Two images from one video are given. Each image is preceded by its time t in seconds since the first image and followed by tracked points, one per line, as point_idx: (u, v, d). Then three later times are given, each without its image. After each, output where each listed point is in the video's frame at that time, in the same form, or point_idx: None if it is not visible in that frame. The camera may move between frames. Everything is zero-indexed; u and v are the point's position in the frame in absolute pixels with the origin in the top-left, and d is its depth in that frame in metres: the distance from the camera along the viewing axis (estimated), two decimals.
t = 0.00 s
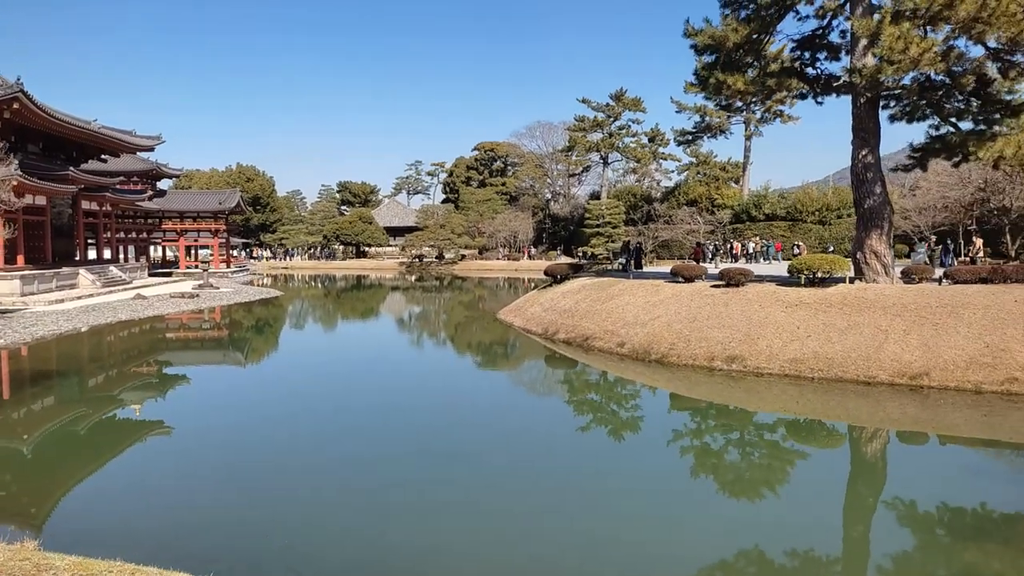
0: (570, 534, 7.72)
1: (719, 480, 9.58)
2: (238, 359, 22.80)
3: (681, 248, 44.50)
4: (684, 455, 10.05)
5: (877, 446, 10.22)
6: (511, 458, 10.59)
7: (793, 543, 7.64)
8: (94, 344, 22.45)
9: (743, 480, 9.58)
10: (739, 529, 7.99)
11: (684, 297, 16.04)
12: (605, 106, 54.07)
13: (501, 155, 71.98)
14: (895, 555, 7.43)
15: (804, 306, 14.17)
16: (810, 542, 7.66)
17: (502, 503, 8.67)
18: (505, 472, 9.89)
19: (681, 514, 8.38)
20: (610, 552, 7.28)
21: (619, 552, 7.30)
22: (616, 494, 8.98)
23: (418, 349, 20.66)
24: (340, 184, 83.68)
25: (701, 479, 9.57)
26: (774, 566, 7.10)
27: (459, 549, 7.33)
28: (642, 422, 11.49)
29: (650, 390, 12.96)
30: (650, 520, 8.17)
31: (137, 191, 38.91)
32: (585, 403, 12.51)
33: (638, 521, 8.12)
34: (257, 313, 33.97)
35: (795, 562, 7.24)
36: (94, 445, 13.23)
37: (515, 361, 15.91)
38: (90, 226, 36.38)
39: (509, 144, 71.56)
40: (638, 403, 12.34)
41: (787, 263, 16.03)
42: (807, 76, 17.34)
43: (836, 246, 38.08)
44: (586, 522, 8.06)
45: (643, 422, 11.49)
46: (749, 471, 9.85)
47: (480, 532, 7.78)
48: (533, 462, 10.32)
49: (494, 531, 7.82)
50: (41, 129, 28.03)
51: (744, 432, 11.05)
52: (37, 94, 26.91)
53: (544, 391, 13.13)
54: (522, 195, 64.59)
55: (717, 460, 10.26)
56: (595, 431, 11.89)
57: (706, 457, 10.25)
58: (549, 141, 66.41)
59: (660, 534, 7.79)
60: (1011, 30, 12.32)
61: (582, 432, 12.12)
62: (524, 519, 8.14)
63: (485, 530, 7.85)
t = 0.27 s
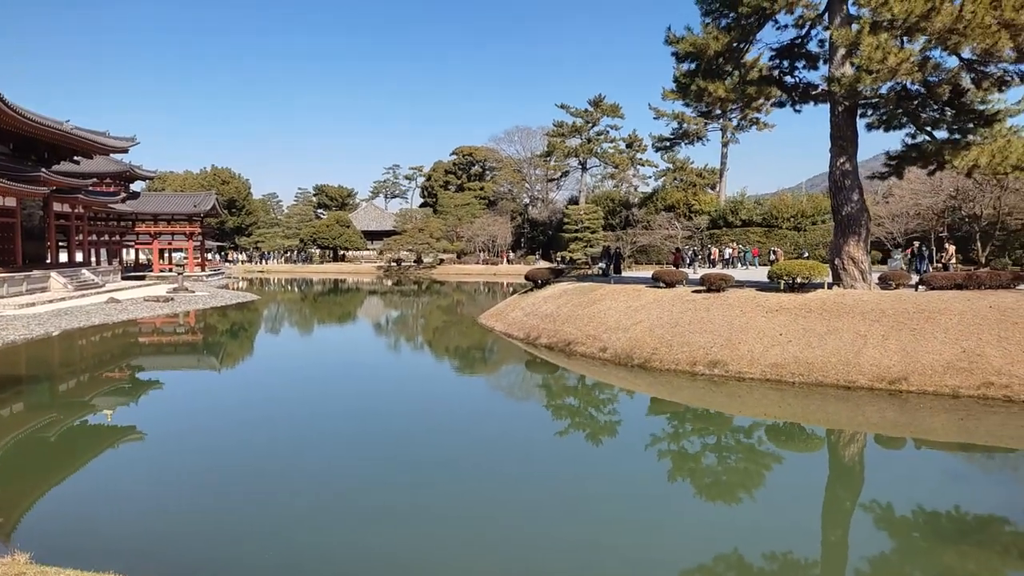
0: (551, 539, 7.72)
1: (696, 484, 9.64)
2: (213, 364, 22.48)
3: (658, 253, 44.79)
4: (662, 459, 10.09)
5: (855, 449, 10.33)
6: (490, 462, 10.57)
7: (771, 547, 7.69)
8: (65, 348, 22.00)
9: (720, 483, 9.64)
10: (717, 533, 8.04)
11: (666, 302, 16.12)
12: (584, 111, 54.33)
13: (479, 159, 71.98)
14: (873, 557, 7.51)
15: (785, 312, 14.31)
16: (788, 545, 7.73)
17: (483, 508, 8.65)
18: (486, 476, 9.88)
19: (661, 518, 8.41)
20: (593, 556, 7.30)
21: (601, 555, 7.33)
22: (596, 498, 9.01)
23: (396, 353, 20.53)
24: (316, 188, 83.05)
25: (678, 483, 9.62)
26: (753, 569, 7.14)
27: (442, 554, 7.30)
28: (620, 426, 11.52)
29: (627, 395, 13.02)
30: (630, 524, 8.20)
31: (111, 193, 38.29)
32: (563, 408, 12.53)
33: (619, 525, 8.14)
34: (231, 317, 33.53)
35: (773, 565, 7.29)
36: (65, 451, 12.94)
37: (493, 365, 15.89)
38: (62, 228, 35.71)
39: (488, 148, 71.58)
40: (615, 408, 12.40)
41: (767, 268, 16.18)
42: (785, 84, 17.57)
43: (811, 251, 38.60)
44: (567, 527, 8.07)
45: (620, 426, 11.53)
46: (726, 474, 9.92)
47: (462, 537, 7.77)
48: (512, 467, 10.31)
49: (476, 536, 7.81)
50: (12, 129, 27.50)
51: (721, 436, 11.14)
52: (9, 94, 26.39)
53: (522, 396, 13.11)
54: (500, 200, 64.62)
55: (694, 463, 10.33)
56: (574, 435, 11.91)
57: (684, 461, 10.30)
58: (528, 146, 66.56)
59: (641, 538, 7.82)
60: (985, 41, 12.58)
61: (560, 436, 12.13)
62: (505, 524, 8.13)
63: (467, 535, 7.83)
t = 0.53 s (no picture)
0: (538, 539, 7.74)
1: (677, 483, 9.66)
2: (190, 368, 22.16)
3: (638, 254, 44.99)
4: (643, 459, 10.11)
5: (837, 447, 10.42)
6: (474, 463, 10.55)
7: (755, 544, 7.74)
8: (37, 354, 21.59)
9: (701, 483, 9.68)
10: (700, 532, 8.08)
11: (650, 303, 16.16)
12: (563, 113, 54.45)
13: (458, 161, 71.87)
14: (854, 554, 7.58)
15: (767, 311, 14.41)
16: (771, 543, 7.78)
17: (468, 509, 8.63)
18: (470, 477, 9.87)
19: (643, 519, 8.42)
20: (578, 555, 7.32)
21: (588, 554, 7.35)
22: (580, 499, 9.02)
23: (376, 356, 20.38)
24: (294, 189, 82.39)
25: (659, 482, 9.65)
26: (735, 567, 7.18)
27: (428, 556, 7.28)
28: (601, 427, 11.54)
29: (608, 395, 13.05)
30: (616, 524, 8.21)
31: (85, 195, 37.68)
32: (544, 409, 12.52)
33: (604, 525, 8.16)
34: (208, 320, 33.10)
35: (756, 563, 7.33)
36: (39, 458, 12.68)
37: (473, 367, 15.85)
38: (34, 231, 35.07)
39: (467, 149, 71.50)
40: (597, 408, 12.42)
41: (749, 268, 16.30)
42: (765, 85, 17.73)
43: (788, 252, 39.01)
44: (552, 527, 8.07)
45: (601, 427, 11.54)
46: (706, 473, 9.96)
47: (448, 538, 7.75)
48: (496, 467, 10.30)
49: (463, 537, 7.79)
50: None
51: (700, 435, 11.22)
52: None
53: (503, 398, 13.08)
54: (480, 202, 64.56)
55: (675, 463, 10.36)
56: (555, 436, 11.90)
57: (664, 461, 10.34)
58: (507, 148, 66.60)
59: (626, 537, 7.85)
60: (962, 44, 12.77)
61: (541, 438, 12.12)
62: (492, 525, 8.13)
63: (455, 536, 7.83)
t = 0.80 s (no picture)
0: (527, 537, 7.73)
1: (664, 480, 9.68)
2: (174, 369, 21.92)
3: (625, 252, 45.13)
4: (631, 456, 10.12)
5: (825, 443, 10.47)
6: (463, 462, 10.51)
7: (743, 540, 7.77)
8: (17, 355, 21.27)
9: (688, 479, 9.71)
10: (689, 528, 8.10)
11: (640, 301, 16.18)
12: (549, 112, 54.44)
13: (443, 159, 71.67)
14: (842, 549, 7.63)
15: (756, 308, 14.47)
16: (759, 538, 7.81)
17: (457, 507, 8.60)
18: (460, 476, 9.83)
19: (632, 515, 8.43)
20: (569, 552, 7.32)
21: (579, 551, 7.35)
22: (570, 496, 9.02)
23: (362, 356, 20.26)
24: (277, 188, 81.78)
25: (647, 479, 9.67)
26: (724, 564, 7.20)
27: (418, 555, 7.25)
28: (589, 425, 11.54)
29: (595, 393, 13.07)
30: (605, 521, 8.21)
31: (65, 195, 37.17)
32: (531, 407, 12.51)
33: (594, 522, 8.16)
34: (191, 321, 32.78)
35: (744, 559, 7.36)
36: (21, 461, 12.47)
37: (460, 366, 15.80)
38: (14, 231, 34.56)
39: (452, 148, 71.32)
40: (584, 406, 12.43)
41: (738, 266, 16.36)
42: (752, 84, 17.82)
43: (773, 249, 39.28)
44: (542, 525, 8.05)
45: (589, 425, 11.54)
46: (693, 470, 9.98)
47: (438, 536, 7.73)
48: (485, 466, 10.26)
49: (452, 535, 7.77)
50: None
51: (687, 433, 11.24)
52: None
53: (491, 396, 13.05)
54: (465, 200, 64.43)
55: (663, 460, 10.39)
56: (542, 434, 11.88)
57: (652, 458, 10.36)
58: (492, 146, 66.50)
59: (615, 534, 7.86)
60: (948, 42, 12.86)
61: (528, 436, 12.10)
62: (482, 523, 8.11)
63: (444, 534, 7.80)
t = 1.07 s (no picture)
0: (515, 536, 7.66)
1: (650, 479, 9.65)
2: (156, 368, 21.62)
3: (611, 251, 45.19)
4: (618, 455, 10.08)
5: (813, 442, 10.48)
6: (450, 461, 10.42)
7: (732, 538, 7.75)
8: None
9: (674, 478, 9.69)
10: (678, 527, 8.07)
11: (629, 300, 16.16)
12: (535, 110, 54.36)
13: (429, 157, 71.41)
14: (830, 546, 7.63)
15: (746, 307, 14.50)
16: (748, 536, 7.80)
17: (444, 506, 8.52)
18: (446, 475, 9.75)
19: (620, 513, 8.39)
20: (557, 551, 7.26)
21: (567, 550, 7.30)
22: (558, 495, 8.97)
23: (347, 355, 20.10)
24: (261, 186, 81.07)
25: (634, 478, 9.64)
26: (713, 562, 7.18)
27: (406, 554, 7.17)
28: (575, 423, 11.50)
29: (581, 392, 13.06)
30: (593, 520, 8.17)
31: (45, 191, 36.62)
32: (518, 406, 12.45)
33: (583, 521, 8.11)
34: (173, 319, 32.39)
35: (733, 557, 7.33)
36: None
37: (446, 365, 15.71)
38: None
39: (438, 146, 71.07)
40: (570, 405, 12.40)
41: (727, 265, 16.38)
42: (741, 83, 17.86)
43: (759, 248, 39.46)
44: (531, 524, 7.99)
45: (575, 424, 11.50)
46: (680, 469, 9.97)
47: (425, 536, 7.65)
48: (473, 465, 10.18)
49: (440, 535, 7.68)
50: None
51: (674, 431, 11.23)
52: None
53: (477, 395, 12.97)
54: (451, 199, 64.23)
55: (649, 458, 10.37)
56: (529, 433, 11.83)
57: (639, 456, 10.34)
58: (478, 145, 66.34)
59: (604, 533, 7.81)
60: (937, 42, 12.94)
61: (515, 435, 12.04)
62: (469, 522, 8.03)
63: (431, 533, 7.73)
